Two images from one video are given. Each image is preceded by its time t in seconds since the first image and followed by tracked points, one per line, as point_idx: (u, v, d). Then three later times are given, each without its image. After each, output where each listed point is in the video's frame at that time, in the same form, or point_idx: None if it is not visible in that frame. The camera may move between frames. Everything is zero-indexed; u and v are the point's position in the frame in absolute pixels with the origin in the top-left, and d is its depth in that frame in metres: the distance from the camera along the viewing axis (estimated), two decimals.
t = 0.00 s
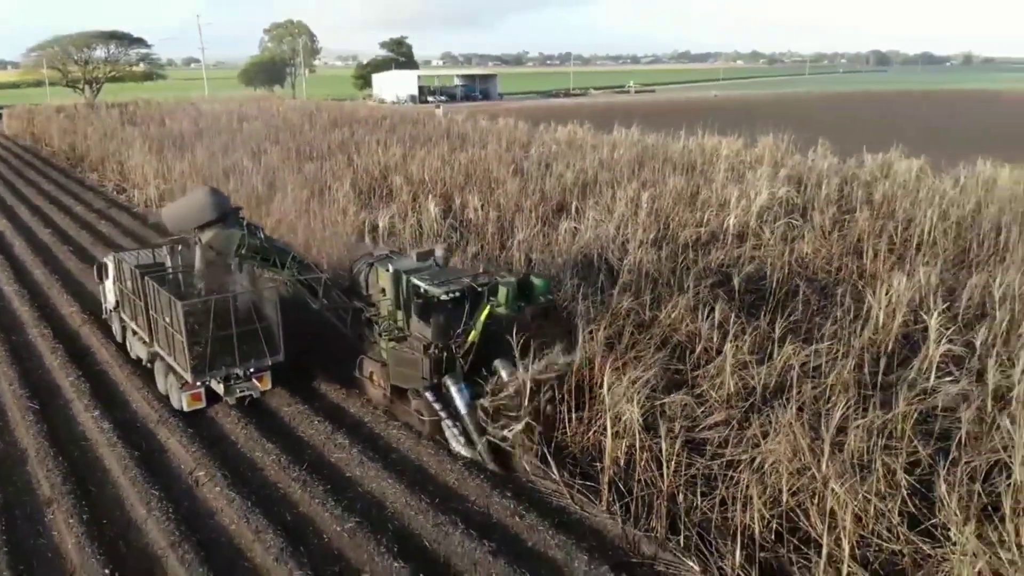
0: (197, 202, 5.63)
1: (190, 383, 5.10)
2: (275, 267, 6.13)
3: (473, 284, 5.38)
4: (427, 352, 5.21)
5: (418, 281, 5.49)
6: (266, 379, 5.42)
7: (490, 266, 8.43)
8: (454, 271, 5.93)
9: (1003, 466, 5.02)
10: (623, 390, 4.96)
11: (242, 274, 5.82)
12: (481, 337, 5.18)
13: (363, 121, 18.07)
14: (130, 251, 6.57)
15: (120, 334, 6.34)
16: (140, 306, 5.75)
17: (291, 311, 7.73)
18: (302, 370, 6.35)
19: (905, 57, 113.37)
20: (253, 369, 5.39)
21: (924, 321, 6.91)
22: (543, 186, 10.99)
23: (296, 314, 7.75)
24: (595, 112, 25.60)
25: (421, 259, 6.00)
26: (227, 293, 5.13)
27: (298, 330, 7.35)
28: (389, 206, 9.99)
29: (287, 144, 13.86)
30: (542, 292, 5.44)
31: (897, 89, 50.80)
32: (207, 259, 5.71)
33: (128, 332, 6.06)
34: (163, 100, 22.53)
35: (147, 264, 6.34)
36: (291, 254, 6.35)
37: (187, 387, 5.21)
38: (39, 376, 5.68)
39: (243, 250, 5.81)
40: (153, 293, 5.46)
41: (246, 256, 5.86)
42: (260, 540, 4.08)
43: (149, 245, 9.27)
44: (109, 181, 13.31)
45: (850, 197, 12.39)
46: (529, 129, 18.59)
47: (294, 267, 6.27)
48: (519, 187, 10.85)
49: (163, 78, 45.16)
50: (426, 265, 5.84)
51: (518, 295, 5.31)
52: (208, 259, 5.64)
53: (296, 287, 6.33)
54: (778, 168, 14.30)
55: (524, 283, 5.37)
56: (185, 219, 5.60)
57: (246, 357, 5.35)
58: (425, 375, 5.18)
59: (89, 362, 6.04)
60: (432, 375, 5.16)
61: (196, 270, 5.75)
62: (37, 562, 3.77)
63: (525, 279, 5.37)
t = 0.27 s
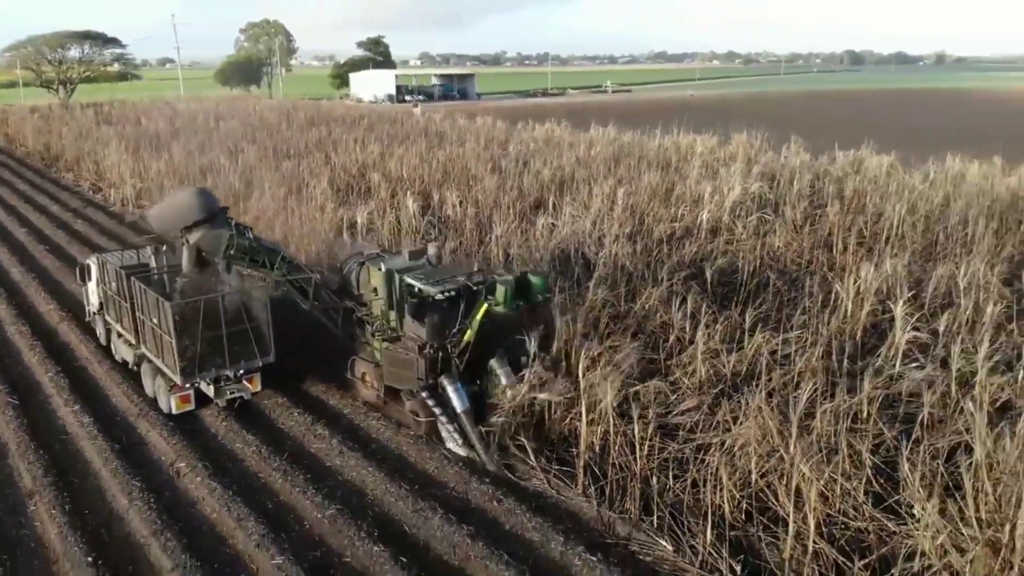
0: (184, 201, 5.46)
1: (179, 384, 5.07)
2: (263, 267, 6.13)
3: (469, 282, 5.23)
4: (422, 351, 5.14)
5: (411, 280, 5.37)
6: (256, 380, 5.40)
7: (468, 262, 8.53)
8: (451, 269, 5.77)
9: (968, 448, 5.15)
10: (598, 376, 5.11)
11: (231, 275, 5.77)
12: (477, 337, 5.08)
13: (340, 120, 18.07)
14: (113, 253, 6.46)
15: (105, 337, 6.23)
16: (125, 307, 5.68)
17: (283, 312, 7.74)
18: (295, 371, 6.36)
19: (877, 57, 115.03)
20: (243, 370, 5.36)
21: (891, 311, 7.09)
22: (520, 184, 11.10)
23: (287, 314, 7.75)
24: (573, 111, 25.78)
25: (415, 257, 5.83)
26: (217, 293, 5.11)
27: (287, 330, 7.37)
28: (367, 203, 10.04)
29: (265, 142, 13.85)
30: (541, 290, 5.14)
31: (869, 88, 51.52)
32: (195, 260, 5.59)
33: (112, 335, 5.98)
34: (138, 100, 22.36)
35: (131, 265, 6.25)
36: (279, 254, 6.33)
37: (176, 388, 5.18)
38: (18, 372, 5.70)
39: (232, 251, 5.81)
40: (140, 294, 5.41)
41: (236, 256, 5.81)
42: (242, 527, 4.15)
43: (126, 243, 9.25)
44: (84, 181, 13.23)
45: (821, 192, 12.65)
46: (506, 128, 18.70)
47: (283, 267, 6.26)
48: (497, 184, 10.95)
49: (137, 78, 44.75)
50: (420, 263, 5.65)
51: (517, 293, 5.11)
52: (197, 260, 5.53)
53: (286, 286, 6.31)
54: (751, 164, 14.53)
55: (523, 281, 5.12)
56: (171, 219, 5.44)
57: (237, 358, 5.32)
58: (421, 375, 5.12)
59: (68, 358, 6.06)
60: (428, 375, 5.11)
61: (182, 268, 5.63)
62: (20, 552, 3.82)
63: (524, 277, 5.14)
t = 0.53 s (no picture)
0: (177, 196, 6.55)
1: (168, 386, 5.00)
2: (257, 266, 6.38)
3: (466, 280, 5.32)
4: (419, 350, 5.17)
5: (409, 279, 5.43)
6: (247, 382, 5.33)
7: (443, 257, 8.64)
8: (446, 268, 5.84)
9: (926, 429, 5.33)
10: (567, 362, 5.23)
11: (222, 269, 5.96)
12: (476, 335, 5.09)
13: (314, 118, 18.05)
14: (95, 252, 6.27)
15: (86, 339, 6.09)
16: (110, 309, 5.56)
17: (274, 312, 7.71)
18: (285, 370, 6.32)
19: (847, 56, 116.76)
20: (233, 372, 5.30)
21: (855, 300, 7.29)
22: (495, 180, 11.21)
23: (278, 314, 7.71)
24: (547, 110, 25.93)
25: (409, 256, 5.88)
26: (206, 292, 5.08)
27: (280, 330, 7.35)
28: (342, 201, 10.09)
29: (238, 141, 13.82)
30: (541, 287, 5.24)
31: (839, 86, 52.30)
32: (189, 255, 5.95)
33: (97, 338, 5.85)
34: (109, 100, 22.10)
35: (116, 266, 6.01)
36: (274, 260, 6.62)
37: (165, 391, 5.10)
38: None
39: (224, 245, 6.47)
40: (127, 295, 5.31)
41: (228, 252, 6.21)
42: (220, 514, 4.21)
43: (99, 241, 9.22)
44: (54, 181, 13.11)
45: (789, 187, 12.93)
46: (481, 126, 18.80)
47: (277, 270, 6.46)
48: (471, 180, 11.05)
49: (107, 78, 44.15)
50: (416, 262, 5.74)
51: (518, 291, 5.17)
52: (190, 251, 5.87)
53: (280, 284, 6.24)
54: (722, 160, 14.79)
55: (524, 278, 5.21)
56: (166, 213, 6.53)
57: (227, 360, 5.27)
58: (418, 374, 5.15)
59: (43, 354, 6.07)
60: (424, 374, 5.14)
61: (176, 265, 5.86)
62: None
63: (524, 274, 5.21)
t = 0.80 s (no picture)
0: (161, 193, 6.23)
1: (153, 390, 4.92)
2: (243, 262, 6.41)
3: (459, 277, 5.20)
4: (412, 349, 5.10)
5: (400, 276, 5.29)
6: (233, 384, 5.29)
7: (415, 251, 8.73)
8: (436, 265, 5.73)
9: (884, 408, 5.50)
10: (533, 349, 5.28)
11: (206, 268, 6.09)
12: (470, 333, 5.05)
13: (284, 117, 18.00)
14: (72, 253, 6.19)
15: (63, 342, 6.04)
16: (90, 312, 5.49)
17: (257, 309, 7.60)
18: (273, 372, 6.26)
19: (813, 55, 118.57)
20: (219, 374, 5.23)
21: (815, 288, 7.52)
22: (465, 177, 11.32)
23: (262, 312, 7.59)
24: (519, 108, 26.08)
25: (399, 253, 5.72)
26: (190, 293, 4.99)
27: (265, 329, 7.23)
28: (313, 197, 10.13)
29: (208, 139, 13.76)
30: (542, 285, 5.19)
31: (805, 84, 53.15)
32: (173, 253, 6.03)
33: (76, 340, 5.80)
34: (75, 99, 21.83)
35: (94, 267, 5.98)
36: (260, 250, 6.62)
37: (149, 395, 5.04)
38: None
39: (210, 243, 6.20)
40: (108, 297, 5.23)
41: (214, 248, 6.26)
42: (194, 503, 4.28)
43: (67, 241, 9.19)
44: (20, 181, 12.98)
45: (755, 181, 13.21)
46: (452, 124, 18.88)
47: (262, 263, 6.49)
48: (442, 175, 11.13)
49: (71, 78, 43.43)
50: (405, 259, 5.61)
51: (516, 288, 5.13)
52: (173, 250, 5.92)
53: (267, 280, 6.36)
54: (689, 157, 15.05)
55: (522, 274, 5.16)
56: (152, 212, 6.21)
57: (213, 362, 5.19)
58: (411, 374, 5.08)
59: (14, 354, 6.09)
60: (417, 374, 5.08)
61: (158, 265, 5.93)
62: None
63: (522, 271, 5.17)
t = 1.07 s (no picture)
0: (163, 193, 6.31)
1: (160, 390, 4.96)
2: (247, 261, 6.43)
3: (465, 273, 5.10)
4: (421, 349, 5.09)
5: (407, 274, 5.22)
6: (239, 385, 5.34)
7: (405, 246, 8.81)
8: (443, 262, 5.64)
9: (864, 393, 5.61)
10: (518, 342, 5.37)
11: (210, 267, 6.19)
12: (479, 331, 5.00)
13: (275, 115, 18.04)
14: (73, 252, 6.20)
15: (64, 342, 6.07)
16: (93, 312, 5.53)
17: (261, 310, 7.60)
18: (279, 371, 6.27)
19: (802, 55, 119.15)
20: (226, 375, 5.28)
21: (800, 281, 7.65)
22: (455, 174, 11.40)
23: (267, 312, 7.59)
24: (510, 107, 26.16)
25: (406, 251, 5.62)
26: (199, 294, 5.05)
27: (271, 329, 7.24)
28: (304, 194, 10.20)
29: (198, 137, 13.80)
30: (552, 280, 4.87)
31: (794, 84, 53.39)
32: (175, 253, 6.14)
33: (76, 340, 5.82)
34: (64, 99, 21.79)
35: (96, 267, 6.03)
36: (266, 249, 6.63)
37: (155, 395, 5.07)
38: None
39: (213, 242, 6.22)
40: (114, 298, 5.27)
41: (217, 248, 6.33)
42: (189, 490, 4.37)
43: (59, 240, 9.25)
44: (10, 179, 13.00)
45: (742, 177, 13.35)
46: (443, 122, 18.95)
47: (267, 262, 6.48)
48: (433, 172, 11.21)
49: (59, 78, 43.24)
50: (412, 257, 5.52)
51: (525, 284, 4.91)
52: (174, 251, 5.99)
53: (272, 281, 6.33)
54: (678, 154, 15.20)
55: (533, 270, 4.88)
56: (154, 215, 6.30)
57: (221, 363, 5.24)
58: (420, 374, 5.08)
59: (9, 350, 6.17)
60: (426, 373, 5.07)
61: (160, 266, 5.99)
62: None
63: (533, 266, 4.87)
